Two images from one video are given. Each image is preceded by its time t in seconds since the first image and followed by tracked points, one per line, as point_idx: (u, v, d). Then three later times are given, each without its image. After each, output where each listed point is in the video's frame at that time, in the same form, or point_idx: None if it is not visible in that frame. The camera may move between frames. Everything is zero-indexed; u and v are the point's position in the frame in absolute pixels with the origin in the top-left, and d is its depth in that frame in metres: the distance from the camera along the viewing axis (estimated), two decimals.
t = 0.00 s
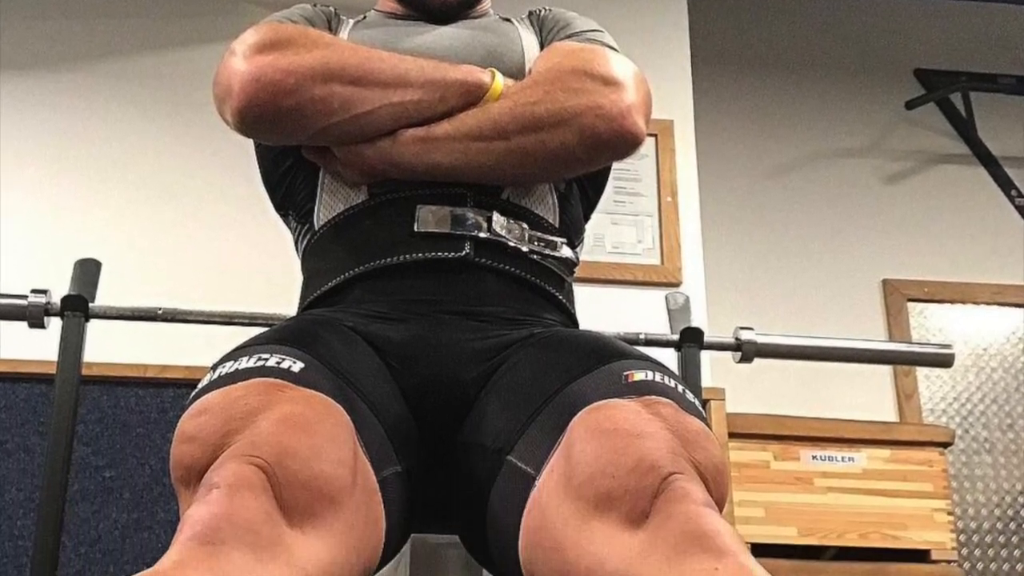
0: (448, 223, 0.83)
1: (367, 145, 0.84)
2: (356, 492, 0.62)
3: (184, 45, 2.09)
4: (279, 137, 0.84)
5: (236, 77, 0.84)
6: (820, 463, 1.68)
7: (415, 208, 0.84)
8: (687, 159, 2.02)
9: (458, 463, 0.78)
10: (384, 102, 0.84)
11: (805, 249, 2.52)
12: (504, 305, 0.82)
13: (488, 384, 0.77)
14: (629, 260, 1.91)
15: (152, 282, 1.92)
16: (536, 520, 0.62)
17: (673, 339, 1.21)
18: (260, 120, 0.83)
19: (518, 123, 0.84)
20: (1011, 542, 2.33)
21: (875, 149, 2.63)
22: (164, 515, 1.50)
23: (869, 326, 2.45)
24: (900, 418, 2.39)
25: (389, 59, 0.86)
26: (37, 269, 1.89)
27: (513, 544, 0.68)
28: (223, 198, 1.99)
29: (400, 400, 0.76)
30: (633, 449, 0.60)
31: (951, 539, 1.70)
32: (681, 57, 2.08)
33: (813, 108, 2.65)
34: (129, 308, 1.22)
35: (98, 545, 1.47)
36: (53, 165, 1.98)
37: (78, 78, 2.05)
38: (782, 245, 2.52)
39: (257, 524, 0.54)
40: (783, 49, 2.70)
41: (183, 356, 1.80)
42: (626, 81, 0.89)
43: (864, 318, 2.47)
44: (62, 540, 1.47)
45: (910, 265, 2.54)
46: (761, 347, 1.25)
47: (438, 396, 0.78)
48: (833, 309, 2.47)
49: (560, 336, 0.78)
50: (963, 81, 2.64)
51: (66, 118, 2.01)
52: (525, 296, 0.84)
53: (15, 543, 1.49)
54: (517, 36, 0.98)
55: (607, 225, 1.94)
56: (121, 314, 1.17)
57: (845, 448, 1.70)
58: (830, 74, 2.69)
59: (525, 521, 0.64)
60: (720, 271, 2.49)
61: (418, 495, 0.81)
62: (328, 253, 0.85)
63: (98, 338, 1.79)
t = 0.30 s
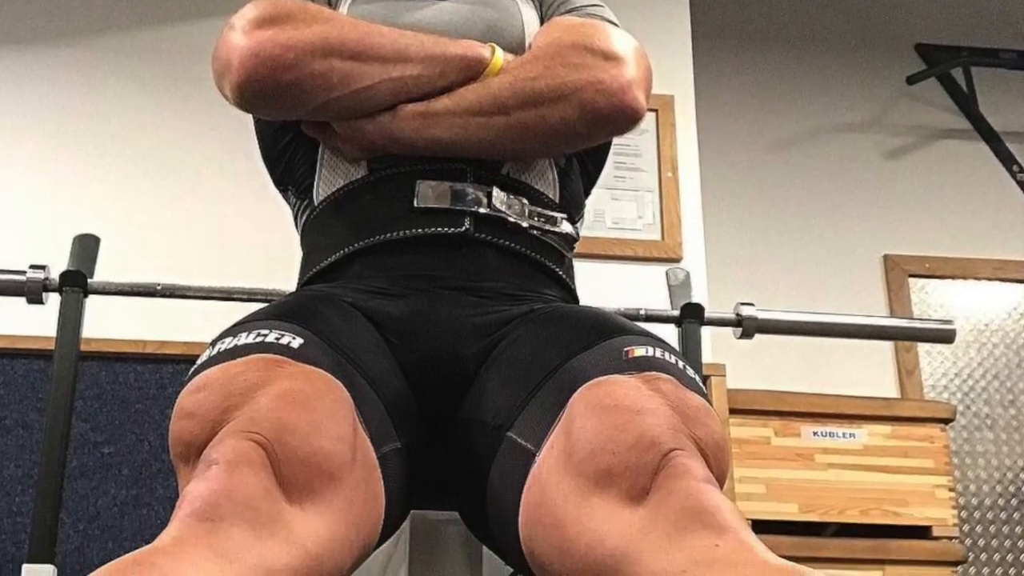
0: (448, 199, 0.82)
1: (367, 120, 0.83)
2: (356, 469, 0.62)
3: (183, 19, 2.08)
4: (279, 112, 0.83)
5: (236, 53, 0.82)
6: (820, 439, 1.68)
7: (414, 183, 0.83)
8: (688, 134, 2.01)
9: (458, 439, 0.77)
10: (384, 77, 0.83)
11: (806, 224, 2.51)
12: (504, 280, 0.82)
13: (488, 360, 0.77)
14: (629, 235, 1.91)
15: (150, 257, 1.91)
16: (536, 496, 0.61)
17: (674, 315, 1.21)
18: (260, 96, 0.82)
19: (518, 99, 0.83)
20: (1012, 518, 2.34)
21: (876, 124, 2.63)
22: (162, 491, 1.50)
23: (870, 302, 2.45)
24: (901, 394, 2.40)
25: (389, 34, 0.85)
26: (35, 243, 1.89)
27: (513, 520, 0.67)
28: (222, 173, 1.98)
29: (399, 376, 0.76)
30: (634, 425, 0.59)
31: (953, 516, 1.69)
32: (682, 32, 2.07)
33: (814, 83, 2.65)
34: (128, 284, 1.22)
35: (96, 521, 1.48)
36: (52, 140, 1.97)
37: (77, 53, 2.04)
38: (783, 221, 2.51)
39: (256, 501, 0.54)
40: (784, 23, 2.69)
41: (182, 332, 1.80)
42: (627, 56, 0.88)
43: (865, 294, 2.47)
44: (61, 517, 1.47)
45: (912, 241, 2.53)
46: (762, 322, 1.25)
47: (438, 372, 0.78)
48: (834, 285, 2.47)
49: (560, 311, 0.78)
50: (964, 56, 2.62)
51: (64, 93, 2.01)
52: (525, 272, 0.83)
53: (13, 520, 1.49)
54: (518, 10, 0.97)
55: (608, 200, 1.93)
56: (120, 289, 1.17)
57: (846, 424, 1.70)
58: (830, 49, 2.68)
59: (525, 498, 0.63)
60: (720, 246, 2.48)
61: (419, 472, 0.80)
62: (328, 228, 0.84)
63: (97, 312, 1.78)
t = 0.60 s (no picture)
0: (448, 174, 0.82)
1: (366, 95, 0.83)
2: (356, 445, 0.62)
3: None
4: (278, 87, 0.82)
5: (234, 28, 0.81)
6: (822, 416, 1.68)
7: (414, 158, 0.82)
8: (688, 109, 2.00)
9: (458, 415, 0.77)
10: (383, 52, 0.82)
11: (807, 200, 2.51)
12: (503, 256, 0.81)
13: (488, 336, 0.76)
14: (630, 211, 1.90)
15: (149, 233, 1.90)
16: (536, 473, 0.61)
17: (675, 291, 1.20)
18: (259, 72, 0.81)
19: (518, 74, 0.82)
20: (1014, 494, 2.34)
21: (876, 99, 2.62)
22: (161, 467, 1.50)
23: (872, 277, 2.45)
24: (903, 370, 2.39)
25: (389, 8, 0.84)
26: (34, 219, 1.88)
27: (513, 496, 0.67)
28: (222, 147, 1.97)
29: (399, 352, 0.76)
30: (634, 401, 0.59)
31: (954, 492, 1.70)
32: (682, 6, 2.06)
33: (815, 58, 2.64)
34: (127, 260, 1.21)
35: (95, 498, 1.48)
36: (50, 114, 1.96)
37: (76, 28, 2.03)
38: (783, 196, 2.51)
39: (255, 477, 0.54)
40: None
41: (180, 308, 1.80)
42: (628, 31, 0.87)
43: (866, 269, 2.46)
44: (59, 493, 1.47)
45: (914, 216, 2.53)
46: (764, 299, 1.25)
47: (437, 348, 0.77)
48: (836, 260, 2.46)
49: (560, 287, 0.77)
50: (965, 31, 2.62)
51: (63, 69, 2.00)
52: (525, 248, 0.83)
53: (11, 496, 1.48)
54: None
55: (608, 175, 1.93)
56: (119, 265, 1.16)
57: (848, 400, 1.70)
58: (831, 25, 2.68)
59: (525, 475, 0.63)
60: (721, 222, 2.47)
61: (419, 448, 0.80)
62: (327, 204, 0.84)
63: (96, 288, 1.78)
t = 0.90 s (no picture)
0: (448, 149, 0.81)
1: (366, 70, 0.82)
2: (355, 421, 0.62)
3: None
4: (278, 62, 0.81)
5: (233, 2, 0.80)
6: (823, 391, 1.68)
7: (413, 133, 0.81)
8: (688, 83, 2.00)
9: (458, 392, 0.76)
10: (383, 27, 0.81)
11: (807, 175, 2.51)
12: (503, 232, 0.81)
13: (489, 311, 0.76)
14: (630, 186, 1.89)
15: (148, 209, 1.89)
16: (536, 449, 0.61)
17: (675, 267, 1.20)
18: (258, 47, 0.80)
19: (518, 49, 0.81)
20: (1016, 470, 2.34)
21: (877, 74, 2.62)
22: (159, 443, 1.51)
23: (874, 253, 2.45)
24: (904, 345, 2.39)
25: None
26: (32, 195, 1.87)
27: (513, 473, 0.67)
28: (221, 123, 1.97)
29: (399, 328, 0.75)
30: (634, 377, 0.59)
31: (956, 469, 1.70)
32: None
33: (815, 33, 2.64)
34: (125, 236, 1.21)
35: (94, 474, 1.48)
36: (49, 89, 1.95)
37: (74, 3, 2.02)
38: (784, 171, 2.51)
39: (255, 454, 0.53)
40: None
41: (180, 283, 1.80)
42: (628, 6, 0.86)
43: (867, 245, 2.46)
44: (57, 470, 1.47)
45: (915, 192, 2.53)
46: (765, 274, 1.25)
47: (438, 324, 0.77)
48: (837, 236, 2.46)
49: (560, 262, 0.77)
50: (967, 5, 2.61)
51: (61, 44, 1.98)
52: (525, 223, 0.82)
53: (10, 472, 1.48)
54: None
55: (609, 150, 1.92)
56: (118, 241, 1.16)
57: (849, 375, 1.70)
58: None
59: (525, 451, 0.63)
60: (721, 198, 2.47)
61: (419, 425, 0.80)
62: (327, 179, 0.83)
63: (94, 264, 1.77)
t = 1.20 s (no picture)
0: (448, 124, 0.80)
1: (366, 45, 0.80)
2: (355, 397, 0.62)
3: None
4: (276, 37, 0.79)
5: None
6: (823, 367, 1.68)
7: (413, 108, 0.81)
8: (688, 58, 1.99)
9: (458, 368, 0.76)
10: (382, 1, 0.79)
11: (808, 150, 2.51)
12: (503, 207, 0.80)
13: (488, 287, 0.76)
14: (631, 161, 1.88)
15: (147, 184, 1.88)
16: (536, 425, 0.61)
17: (675, 243, 1.20)
18: (255, 21, 0.78)
19: (518, 24, 0.79)
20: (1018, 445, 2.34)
21: (879, 50, 2.61)
22: (159, 419, 1.51)
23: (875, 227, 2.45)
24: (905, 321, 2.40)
25: None
26: (31, 170, 1.86)
27: (513, 449, 0.67)
28: (220, 97, 1.96)
29: (399, 304, 0.75)
30: (634, 352, 0.59)
31: (956, 444, 1.71)
32: None
33: (816, 8, 2.63)
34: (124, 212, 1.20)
35: (92, 450, 1.48)
36: (47, 64, 1.93)
37: None
38: (785, 147, 2.50)
39: (254, 429, 0.53)
40: None
41: (179, 258, 1.79)
42: None
43: (868, 220, 2.46)
44: (56, 446, 1.47)
45: (917, 168, 2.53)
46: (766, 250, 1.25)
47: (438, 299, 0.77)
48: (838, 211, 2.46)
49: (561, 238, 0.76)
50: None
51: (59, 18, 1.97)
52: (525, 198, 0.82)
53: (8, 448, 1.48)
54: None
55: (609, 125, 1.91)
56: (116, 216, 1.15)
57: (850, 350, 1.70)
58: None
59: (525, 426, 0.63)
60: (721, 174, 2.47)
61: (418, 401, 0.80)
62: (326, 154, 0.83)
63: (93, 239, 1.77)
